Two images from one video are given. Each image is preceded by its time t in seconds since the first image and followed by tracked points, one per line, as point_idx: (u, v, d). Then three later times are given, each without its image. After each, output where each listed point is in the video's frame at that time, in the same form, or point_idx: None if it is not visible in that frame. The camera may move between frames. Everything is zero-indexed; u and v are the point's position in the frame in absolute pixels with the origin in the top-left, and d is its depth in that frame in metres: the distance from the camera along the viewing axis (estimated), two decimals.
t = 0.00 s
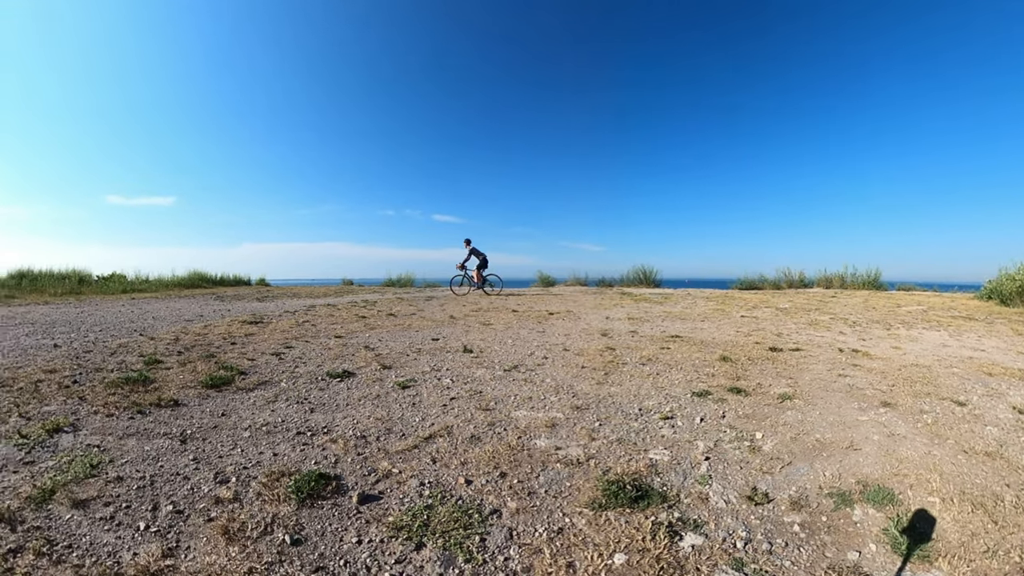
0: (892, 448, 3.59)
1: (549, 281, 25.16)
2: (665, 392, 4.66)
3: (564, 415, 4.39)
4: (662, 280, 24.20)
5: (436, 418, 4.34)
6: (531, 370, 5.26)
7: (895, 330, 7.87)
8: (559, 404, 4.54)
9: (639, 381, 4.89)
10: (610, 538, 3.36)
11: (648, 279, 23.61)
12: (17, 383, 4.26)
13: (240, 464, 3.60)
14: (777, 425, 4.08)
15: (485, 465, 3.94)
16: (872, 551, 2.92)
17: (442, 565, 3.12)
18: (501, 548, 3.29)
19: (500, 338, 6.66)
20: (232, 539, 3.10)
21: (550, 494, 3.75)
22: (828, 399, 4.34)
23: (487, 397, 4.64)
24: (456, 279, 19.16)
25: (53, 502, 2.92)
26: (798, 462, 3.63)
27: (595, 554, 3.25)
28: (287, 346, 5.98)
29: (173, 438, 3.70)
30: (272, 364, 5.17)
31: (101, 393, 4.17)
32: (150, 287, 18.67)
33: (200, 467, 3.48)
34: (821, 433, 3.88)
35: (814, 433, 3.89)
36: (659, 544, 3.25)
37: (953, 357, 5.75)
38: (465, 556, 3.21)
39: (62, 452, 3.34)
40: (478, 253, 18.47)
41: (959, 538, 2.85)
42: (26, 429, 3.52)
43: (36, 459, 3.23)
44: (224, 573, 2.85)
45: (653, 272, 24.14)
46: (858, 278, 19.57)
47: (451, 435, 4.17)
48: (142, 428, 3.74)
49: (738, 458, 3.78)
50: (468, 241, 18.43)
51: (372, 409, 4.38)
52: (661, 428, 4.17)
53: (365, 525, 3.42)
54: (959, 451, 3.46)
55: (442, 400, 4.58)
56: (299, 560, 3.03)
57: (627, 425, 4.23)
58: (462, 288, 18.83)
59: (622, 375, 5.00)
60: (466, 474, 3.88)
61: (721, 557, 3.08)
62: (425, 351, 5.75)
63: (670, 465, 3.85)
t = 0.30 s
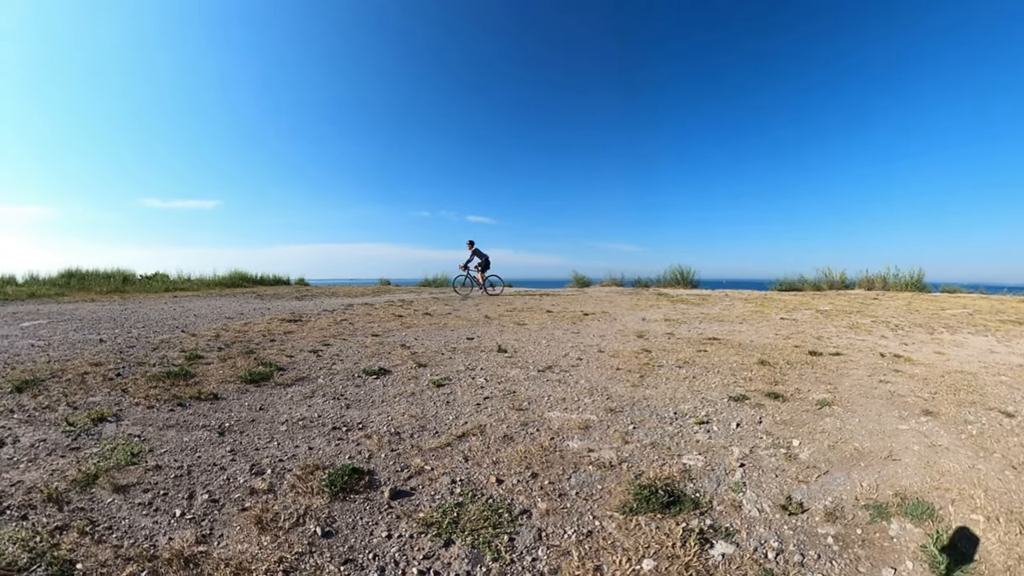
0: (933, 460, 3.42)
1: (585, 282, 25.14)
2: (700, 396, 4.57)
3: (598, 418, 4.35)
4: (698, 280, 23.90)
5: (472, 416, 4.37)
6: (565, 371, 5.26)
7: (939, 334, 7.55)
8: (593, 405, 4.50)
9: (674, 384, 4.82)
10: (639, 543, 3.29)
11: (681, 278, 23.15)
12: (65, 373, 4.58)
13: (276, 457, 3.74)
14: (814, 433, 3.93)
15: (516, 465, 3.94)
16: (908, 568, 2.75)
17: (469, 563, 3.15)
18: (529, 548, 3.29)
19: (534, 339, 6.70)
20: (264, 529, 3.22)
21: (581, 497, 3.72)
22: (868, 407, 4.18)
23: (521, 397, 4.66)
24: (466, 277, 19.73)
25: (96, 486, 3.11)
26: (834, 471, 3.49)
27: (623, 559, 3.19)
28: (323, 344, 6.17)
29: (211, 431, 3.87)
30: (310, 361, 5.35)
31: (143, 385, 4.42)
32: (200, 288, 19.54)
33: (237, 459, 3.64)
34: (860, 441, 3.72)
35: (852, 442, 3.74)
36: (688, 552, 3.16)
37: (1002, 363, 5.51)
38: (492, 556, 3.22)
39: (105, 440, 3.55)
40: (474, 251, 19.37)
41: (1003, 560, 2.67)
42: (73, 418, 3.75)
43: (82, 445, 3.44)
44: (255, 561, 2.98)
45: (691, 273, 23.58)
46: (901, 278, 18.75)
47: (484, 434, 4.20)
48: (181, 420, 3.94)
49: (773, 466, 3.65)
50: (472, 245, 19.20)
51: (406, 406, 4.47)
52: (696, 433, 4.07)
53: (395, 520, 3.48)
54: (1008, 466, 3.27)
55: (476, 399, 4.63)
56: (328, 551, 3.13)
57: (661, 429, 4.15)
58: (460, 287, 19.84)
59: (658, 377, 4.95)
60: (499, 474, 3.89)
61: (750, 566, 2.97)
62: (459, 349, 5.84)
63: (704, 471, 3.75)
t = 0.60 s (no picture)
0: (974, 472, 3.26)
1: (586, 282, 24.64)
2: (734, 400, 4.48)
3: (630, 420, 4.29)
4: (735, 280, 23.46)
5: (503, 416, 4.38)
6: (596, 372, 5.24)
7: (982, 338, 7.25)
8: (625, 408, 4.45)
9: (708, 388, 4.76)
10: (667, 549, 3.21)
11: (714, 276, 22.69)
12: (106, 367, 4.86)
13: (308, 451, 3.85)
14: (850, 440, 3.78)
15: (546, 466, 3.93)
16: None
17: (494, 562, 3.16)
18: (555, 550, 3.26)
19: (566, 340, 6.72)
20: (294, 521, 3.33)
21: (610, 500, 3.67)
22: (906, 415, 4.04)
23: (552, 398, 4.66)
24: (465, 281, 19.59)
25: (133, 474, 3.29)
26: (869, 481, 3.36)
27: (649, 564, 3.12)
28: (357, 343, 6.34)
29: (246, 424, 4.02)
30: (344, 359, 5.50)
31: (180, 379, 4.64)
32: (245, 288, 20.32)
33: (271, 452, 3.77)
34: (896, 451, 3.57)
35: (889, 451, 3.59)
36: (716, 559, 3.06)
37: None
38: (518, 555, 3.22)
39: (142, 431, 3.74)
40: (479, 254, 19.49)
41: None
42: (112, 410, 3.97)
43: (120, 435, 3.64)
44: (283, 551, 3.09)
45: (727, 274, 23.01)
46: (944, 278, 18.00)
47: (514, 434, 4.21)
48: (217, 413, 4.11)
49: (807, 474, 3.52)
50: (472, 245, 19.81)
51: (437, 404, 4.55)
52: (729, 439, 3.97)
53: (423, 517, 3.53)
54: None
55: (508, 399, 4.65)
56: (356, 545, 3.21)
57: (694, 434, 4.07)
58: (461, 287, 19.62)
59: (691, 381, 4.88)
60: (528, 475, 3.89)
61: None
62: (491, 349, 5.91)
63: (735, 477, 3.64)
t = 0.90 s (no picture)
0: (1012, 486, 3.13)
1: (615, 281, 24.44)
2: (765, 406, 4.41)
3: (659, 423, 4.24)
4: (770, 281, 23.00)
5: (531, 416, 4.39)
6: (625, 373, 5.22)
7: None
8: (653, 411, 4.40)
9: (738, 392, 4.71)
10: (690, 555, 3.13)
11: (743, 275, 22.18)
12: (142, 363, 5.10)
13: (337, 447, 3.94)
14: (881, 448, 3.67)
15: (572, 468, 3.91)
16: None
17: (517, 561, 3.15)
18: (578, 552, 3.23)
19: (595, 341, 6.75)
20: (321, 514, 3.41)
21: (636, 504, 3.62)
22: (941, 423, 3.92)
23: (579, 399, 4.66)
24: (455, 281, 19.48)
25: (165, 465, 3.44)
26: (900, 491, 3.25)
27: (671, 569, 3.05)
28: (387, 342, 6.47)
29: (277, 420, 4.15)
30: (374, 357, 5.64)
31: (213, 374, 4.83)
32: (288, 288, 20.91)
33: (300, 447, 3.87)
34: (929, 461, 3.45)
35: (922, 461, 3.47)
36: (740, 566, 2.97)
37: None
38: (541, 556, 3.20)
39: (175, 424, 3.91)
40: (473, 254, 19.61)
41: None
42: (147, 403, 4.15)
43: (154, 428, 3.80)
44: (309, 544, 3.18)
45: (760, 275, 22.33)
46: (986, 279, 17.37)
47: (542, 434, 4.21)
48: (249, 409, 4.26)
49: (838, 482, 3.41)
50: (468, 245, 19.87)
51: (465, 403, 4.62)
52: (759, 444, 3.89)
53: (448, 514, 3.56)
54: None
55: (536, 400, 4.66)
56: (380, 540, 3.27)
57: (724, 439, 3.99)
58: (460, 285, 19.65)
59: (721, 385, 4.83)
60: (555, 476, 3.87)
61: None
62: (520, 348, 5.95)
63: (764, 483, 3.54)
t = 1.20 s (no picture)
0: None
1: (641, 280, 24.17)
2: (792, 411, 4.34)
3: (684, 427, 4.21)
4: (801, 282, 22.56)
5: (555, 418, 4.42)
6: (651, 376, 5.26)
7: None
8: (678, 415, 4.38)
9: (765, 396, 4.67)
10: (711, 561, 3.04)
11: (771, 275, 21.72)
12: (172, 359, 5.30)
13: (362, 444, 4.01)
14: (911, 456, 3.57)
15: (594, 470, 3.87)
16: None
17: (537, 562, 3.11)
18: (598, 555, 3.17)
19: (621, 342, 6.83)
20: (343, 510, 3.47)
21: (659, 507, 3.54)
22: (973, 431, 3.81)
23: (604, 401, 4.67)
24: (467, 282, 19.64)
25: (192, 458, 3.56)
26: (929, 502, 3.14)
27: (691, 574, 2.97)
28: (413, 342, 6.61)
29: (303, 416, 4.26)
30: (401, 356, 5.76)
31: (241, 371, 5.00)
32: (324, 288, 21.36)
33: (325, 444, 3.96)
34: (960, 471, 3.33)
35: (954, 471, 3.35)
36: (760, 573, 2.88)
37: None
38: (561, 557, 3.15)
39: (203, 418, 4.05)
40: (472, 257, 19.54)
41: None
42: (176, 398, 4.31)
43: (182, 422, 3.95)
44: (330, 538, 3.23)
45: (790, 275, 21.70)
46: None
47: (566, 436, 4.21)
48: (275, 405, 4.38)
49: (864, 491, 3.32)
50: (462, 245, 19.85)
51: (490, 403, 4.67)
52: (785, 450, 3.80)
53: (469, 513, 3.56)
54: None
55: (560, 402, 4.68)
56: (401, 536, 3.29)
57: (749, 443, 3.94)
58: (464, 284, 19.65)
59: (748, 389, 4.79)
60: (577, 478, 3.83)
61: None
62: (545, 350, 6.14)
63: (789, 490, 3.45)
